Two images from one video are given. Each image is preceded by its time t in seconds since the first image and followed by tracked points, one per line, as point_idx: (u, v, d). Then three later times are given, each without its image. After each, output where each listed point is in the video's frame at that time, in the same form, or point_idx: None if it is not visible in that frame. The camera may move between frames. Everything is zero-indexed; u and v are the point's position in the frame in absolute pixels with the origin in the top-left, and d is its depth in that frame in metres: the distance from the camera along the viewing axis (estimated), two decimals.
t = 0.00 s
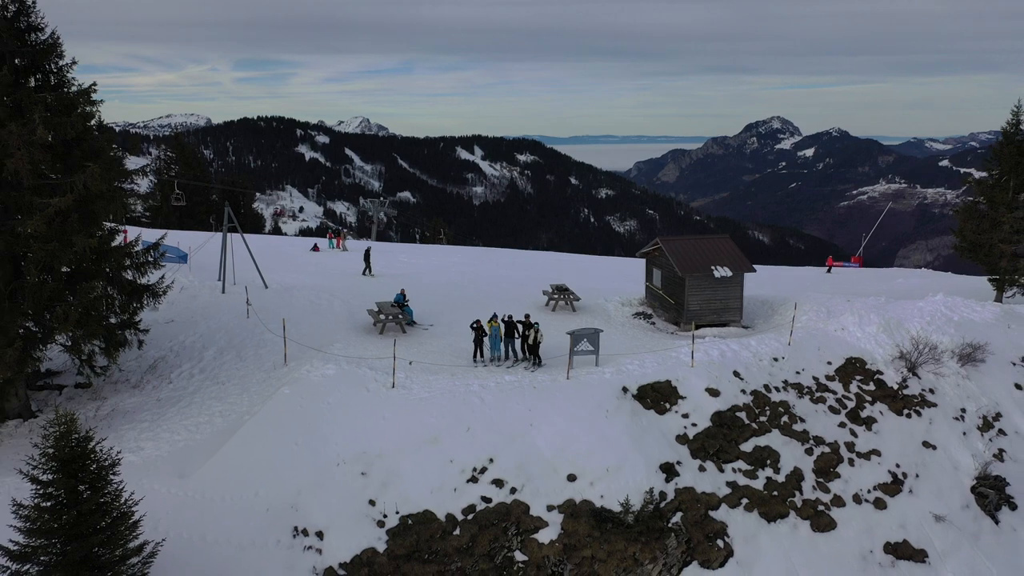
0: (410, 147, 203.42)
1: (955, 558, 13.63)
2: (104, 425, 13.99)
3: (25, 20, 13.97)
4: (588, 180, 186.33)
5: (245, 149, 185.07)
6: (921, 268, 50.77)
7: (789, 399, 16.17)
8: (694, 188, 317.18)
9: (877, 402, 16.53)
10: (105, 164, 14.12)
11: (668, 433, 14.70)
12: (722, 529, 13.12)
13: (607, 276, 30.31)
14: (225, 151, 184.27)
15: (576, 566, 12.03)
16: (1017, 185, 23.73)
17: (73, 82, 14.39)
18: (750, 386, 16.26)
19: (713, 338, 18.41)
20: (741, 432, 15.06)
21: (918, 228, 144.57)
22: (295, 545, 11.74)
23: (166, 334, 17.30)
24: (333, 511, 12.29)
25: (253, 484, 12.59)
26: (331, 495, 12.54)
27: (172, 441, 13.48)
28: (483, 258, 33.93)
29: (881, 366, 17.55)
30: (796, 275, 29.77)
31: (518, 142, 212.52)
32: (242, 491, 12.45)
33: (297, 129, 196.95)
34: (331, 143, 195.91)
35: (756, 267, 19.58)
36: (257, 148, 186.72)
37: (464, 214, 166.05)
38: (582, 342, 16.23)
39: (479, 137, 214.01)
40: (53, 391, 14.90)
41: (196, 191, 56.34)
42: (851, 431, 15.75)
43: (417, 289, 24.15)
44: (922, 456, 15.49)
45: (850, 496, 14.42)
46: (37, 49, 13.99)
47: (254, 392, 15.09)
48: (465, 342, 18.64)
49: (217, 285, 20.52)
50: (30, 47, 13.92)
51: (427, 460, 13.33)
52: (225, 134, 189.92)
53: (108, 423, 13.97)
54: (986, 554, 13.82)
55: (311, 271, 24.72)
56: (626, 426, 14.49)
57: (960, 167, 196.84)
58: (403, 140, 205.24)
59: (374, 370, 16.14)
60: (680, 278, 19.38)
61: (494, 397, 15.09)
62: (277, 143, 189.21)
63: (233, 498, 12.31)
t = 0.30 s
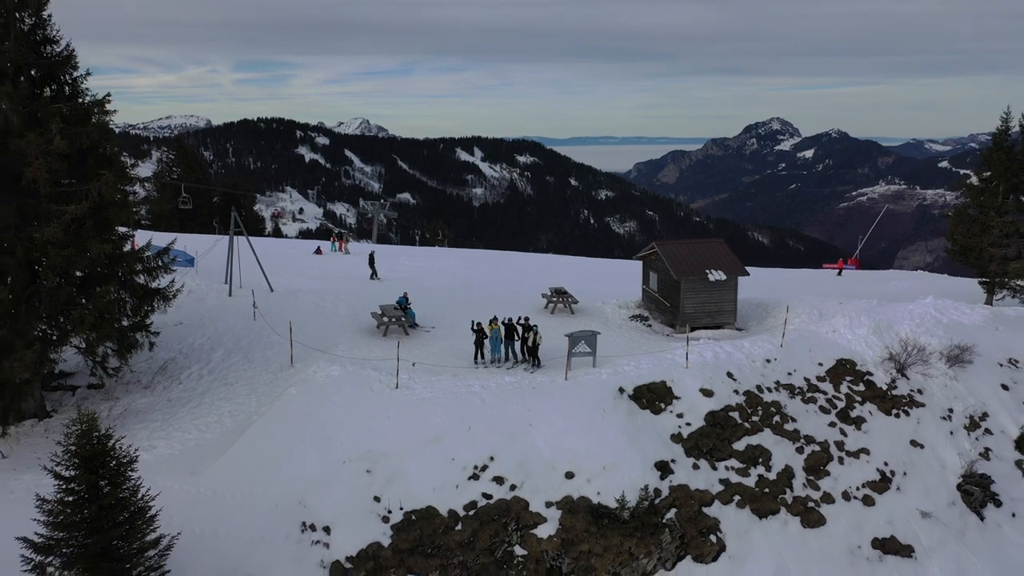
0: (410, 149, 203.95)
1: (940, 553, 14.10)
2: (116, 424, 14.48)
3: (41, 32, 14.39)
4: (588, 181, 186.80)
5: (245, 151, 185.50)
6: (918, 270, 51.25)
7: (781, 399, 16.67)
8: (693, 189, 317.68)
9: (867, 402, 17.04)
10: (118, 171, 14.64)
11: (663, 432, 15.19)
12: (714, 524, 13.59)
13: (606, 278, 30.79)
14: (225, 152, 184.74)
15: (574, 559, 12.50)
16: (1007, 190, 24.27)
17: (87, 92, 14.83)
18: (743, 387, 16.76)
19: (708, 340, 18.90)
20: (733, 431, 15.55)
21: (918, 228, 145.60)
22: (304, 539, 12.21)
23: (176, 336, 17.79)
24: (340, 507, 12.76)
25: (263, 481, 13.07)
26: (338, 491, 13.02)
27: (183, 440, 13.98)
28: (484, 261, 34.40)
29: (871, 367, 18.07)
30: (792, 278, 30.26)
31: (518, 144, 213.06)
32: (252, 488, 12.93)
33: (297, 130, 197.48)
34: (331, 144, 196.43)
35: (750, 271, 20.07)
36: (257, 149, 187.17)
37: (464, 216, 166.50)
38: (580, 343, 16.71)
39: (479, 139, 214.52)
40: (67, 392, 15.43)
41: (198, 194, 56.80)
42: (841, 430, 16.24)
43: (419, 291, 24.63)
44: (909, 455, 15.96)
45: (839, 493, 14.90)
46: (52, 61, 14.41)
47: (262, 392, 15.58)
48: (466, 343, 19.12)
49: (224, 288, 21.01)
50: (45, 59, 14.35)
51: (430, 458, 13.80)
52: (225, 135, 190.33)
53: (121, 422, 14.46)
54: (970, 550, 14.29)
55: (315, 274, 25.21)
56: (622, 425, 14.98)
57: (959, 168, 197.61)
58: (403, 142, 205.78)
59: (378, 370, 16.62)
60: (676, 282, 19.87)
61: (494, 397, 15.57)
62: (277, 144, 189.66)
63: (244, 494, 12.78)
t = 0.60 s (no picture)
0: (410, 150, 204.50)
1: (927, 549, 14.56)
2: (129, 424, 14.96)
3: (56, 44, 14.89)
4: (588, 182, 187.29)
5: (245, 152, 185.99)
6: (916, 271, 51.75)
7: (773, 400, 17.18)
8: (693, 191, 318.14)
9: (857, 402, 17.54)
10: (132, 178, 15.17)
11: (659, 431, 15.67)
12: (708, 520, 14.06)
13: (604, 281, 31.29)
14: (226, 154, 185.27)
15: (572, 554, 12.96)
16: (997, 195, 24.83)
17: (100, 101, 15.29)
18: (736, 387, 17.25)
19: (703, 342, 19.41)
20: (727, 430, 16.03)
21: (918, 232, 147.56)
22: (312, 534, 12.68)
23: (185, 338, 18.28)
24: (346, 502, 13.23)
25: (272, 478, 13.54)
26: (344, 487, 13.49)
27: (194, 439, 14.46)
28: (484, 263, 34.89)
29: (861, 368, 18.60)
30: (787, 281, 30.78)
31: (518, 145, 213.61)
32: (261, 484, 13.40)
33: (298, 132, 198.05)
34: (331, 146, 196.96)
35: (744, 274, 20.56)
36: (258, 151, 187.71)
37: (464, 217, 166.98)
38: (578, 345, 17.19)
39: (480, 140, 215.10)
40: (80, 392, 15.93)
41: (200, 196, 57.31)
42: (831, 429, 16.74)
43: (420, 294, 25.11)
44: (898, 453, 16.44)
45: (830, 490, 15.37)
46: (67, 72, 14.89)
47: (270, 393, 16.07)
48: (467, 345, 19.61)
49: (230, 292, 21.51)
50: (61, 70, 14.82)
51: (433, 456, 14.27)
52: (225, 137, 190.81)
53: (134, 422, 14.92)
54: (956, 545, 14.75)
55: (318, 277, 25.70)
56: (619, 424, 15.47)
57: (959, 170, 198.35)
58: (403, 143, 206.34)
59: (382, 371, 17.11)
60: (672, 285, 20.37)
61: (495, 397, 16.07)
62: (277, 146, 190.16)
63: (254, 490, 13.26)
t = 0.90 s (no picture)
0: (410, 152, 205.09)
1: (914, 544, 15.02)
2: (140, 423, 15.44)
3: (71, 56, 15.34)
4: (588, 184, 187.80)
5: (245, 154, 186.45)
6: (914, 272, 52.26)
7: (766, 400, 17.67)
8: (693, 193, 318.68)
9: (848, 403, 18.03)
10: (143, 184, 15.67)
11: (654, 430, 16.16)
12: (702, 516, 14.53)
13: (602, 284, 31.79)
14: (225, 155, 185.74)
15: (570, 548, 13.42)
16: (987, 199, 25.37)
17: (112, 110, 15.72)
18: (729, 388, 17.74)
19: (698, 343, 19.91)
20: (720, 429, 16.52)
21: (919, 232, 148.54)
22: (319, 529, 13.15)
23: (193, 339, 18.79)
24: (351, 499, 13.70)
25: (279, 476, 14.01)
26: (350, 484, 13.96)
27: (204, 437, 14.94)
28: (484, 266, 35.40)
29: (852, 369, 19.09)
30: (782, 284, 31.28)
31: (518, 147, 214.23)
32: (270, 481, 13.88)
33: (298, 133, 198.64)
34: (331, 147, 197.46)
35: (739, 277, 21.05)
36: (258, 152, 188.25)
37: (464, 219, 167.52)
38: (575, 347, 17.61)
39: (480, 142, 215.74)
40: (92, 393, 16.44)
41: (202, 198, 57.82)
42: (822, 429, 17.23)
43: (422, 297, 25.60)
44: (888, 452, 16.92)
45: (820, 488, 15.85)
46: (81, 83, 15.33)
47: (277, 393, 16.56)
48: (468, 347, 20.11)
49: (237, 295, 22.02)
50: (74, 81, 15.23)
51: (436, 455, 14.75)
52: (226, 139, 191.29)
53: (146, 421, 15.40)
54: (943, 541, 15.21)
55: (322, 280, 26.21)
56: (615, 423, 15.96)
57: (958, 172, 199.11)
58: (403, 145, 206.99)
59: (386, 372, 17.61)
60: (668, 288, 20.87)
61: (495, 398, 16.56)
62: (277, 148, 190.67)
63: (263, 487, 13.73)
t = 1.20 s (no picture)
0: (410, 154, 205.68)
1: (903, 540, 15.49)
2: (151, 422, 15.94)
3: (85, 66, 15.89)
4: (588, 185, 188.31)
5: (245, 156, 186.87)
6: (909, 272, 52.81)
7: (759, 400, 18.15)
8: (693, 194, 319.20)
9: (839, 403, 18.52)
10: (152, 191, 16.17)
11: (650, 429, 16.64)
12: (696, 513, 15.00)
13: (601, 286, 32.30)
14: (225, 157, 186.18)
15: (568, 543, 13.89)
16: (977, 203, 25.89)
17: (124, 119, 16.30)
18: (723, 388, 18.23)
19: (693, 345, 20.41)
20: (714, 429, 16.99)
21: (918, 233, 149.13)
22: (325, 524, 13.62)
23: (201, 342, 19.31)
24: (357, 496, 14.17)
25: (287, 473, 14.49)
26: (355, 482, 14.43)
27: (213, 436, 15.44)
28: (485, 268, 35.90)
29: (844, 370, 19.58)
30: (778, 286, 31.80)
31: (518, 149, 214.84)
32: (278, 478, 14.36)
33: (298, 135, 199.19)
34: (331, 149, 198.01)
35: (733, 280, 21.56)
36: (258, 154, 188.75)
37: (464, 221, 168.02)
38: (574, 348, 18.12)
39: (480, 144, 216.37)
40: (103, 393, 16.95)
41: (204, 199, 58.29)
42: (814, 428, 17.71)
43: (424, 299, 26.10)
44: (877, 451, 17.39)
45: (811, 485, 16.32)
46: (94, 92, 15.87)
47: (284, 393, 17.06)
48: (469, 349, 20.60)
49: (243, 298, 22.53)
50: (87, 91, 15.80)
51: (438, 453, 15.22)
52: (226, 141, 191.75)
53: (156, 421, 15.89)
54: (931, 537, 15.67)
55: (325, 282, 26.71)
56: (612, 422, 16.44)
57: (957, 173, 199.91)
58: (403, 147, 207.56)
59: (390, 373, 18.10)
60: (664, 290, 21.38)
61: (495, 398, 17.04)
62: (277, 149, 191.13)
63: (271, 484, 14.21)
